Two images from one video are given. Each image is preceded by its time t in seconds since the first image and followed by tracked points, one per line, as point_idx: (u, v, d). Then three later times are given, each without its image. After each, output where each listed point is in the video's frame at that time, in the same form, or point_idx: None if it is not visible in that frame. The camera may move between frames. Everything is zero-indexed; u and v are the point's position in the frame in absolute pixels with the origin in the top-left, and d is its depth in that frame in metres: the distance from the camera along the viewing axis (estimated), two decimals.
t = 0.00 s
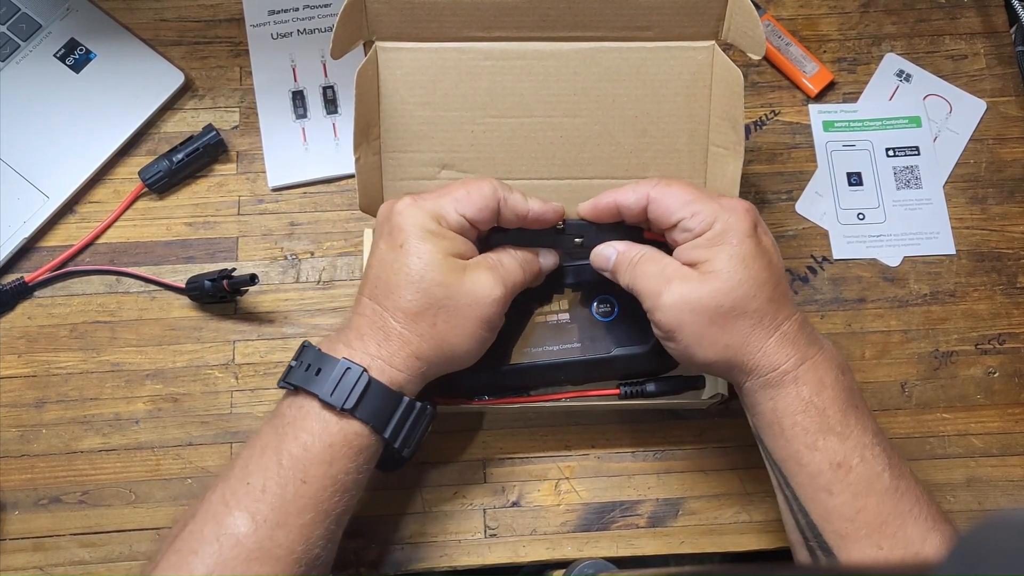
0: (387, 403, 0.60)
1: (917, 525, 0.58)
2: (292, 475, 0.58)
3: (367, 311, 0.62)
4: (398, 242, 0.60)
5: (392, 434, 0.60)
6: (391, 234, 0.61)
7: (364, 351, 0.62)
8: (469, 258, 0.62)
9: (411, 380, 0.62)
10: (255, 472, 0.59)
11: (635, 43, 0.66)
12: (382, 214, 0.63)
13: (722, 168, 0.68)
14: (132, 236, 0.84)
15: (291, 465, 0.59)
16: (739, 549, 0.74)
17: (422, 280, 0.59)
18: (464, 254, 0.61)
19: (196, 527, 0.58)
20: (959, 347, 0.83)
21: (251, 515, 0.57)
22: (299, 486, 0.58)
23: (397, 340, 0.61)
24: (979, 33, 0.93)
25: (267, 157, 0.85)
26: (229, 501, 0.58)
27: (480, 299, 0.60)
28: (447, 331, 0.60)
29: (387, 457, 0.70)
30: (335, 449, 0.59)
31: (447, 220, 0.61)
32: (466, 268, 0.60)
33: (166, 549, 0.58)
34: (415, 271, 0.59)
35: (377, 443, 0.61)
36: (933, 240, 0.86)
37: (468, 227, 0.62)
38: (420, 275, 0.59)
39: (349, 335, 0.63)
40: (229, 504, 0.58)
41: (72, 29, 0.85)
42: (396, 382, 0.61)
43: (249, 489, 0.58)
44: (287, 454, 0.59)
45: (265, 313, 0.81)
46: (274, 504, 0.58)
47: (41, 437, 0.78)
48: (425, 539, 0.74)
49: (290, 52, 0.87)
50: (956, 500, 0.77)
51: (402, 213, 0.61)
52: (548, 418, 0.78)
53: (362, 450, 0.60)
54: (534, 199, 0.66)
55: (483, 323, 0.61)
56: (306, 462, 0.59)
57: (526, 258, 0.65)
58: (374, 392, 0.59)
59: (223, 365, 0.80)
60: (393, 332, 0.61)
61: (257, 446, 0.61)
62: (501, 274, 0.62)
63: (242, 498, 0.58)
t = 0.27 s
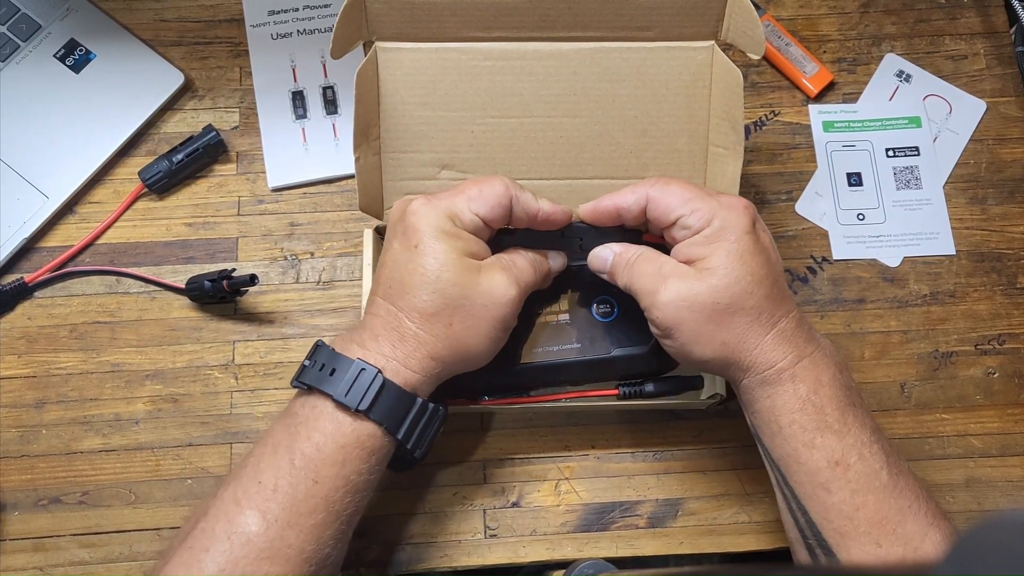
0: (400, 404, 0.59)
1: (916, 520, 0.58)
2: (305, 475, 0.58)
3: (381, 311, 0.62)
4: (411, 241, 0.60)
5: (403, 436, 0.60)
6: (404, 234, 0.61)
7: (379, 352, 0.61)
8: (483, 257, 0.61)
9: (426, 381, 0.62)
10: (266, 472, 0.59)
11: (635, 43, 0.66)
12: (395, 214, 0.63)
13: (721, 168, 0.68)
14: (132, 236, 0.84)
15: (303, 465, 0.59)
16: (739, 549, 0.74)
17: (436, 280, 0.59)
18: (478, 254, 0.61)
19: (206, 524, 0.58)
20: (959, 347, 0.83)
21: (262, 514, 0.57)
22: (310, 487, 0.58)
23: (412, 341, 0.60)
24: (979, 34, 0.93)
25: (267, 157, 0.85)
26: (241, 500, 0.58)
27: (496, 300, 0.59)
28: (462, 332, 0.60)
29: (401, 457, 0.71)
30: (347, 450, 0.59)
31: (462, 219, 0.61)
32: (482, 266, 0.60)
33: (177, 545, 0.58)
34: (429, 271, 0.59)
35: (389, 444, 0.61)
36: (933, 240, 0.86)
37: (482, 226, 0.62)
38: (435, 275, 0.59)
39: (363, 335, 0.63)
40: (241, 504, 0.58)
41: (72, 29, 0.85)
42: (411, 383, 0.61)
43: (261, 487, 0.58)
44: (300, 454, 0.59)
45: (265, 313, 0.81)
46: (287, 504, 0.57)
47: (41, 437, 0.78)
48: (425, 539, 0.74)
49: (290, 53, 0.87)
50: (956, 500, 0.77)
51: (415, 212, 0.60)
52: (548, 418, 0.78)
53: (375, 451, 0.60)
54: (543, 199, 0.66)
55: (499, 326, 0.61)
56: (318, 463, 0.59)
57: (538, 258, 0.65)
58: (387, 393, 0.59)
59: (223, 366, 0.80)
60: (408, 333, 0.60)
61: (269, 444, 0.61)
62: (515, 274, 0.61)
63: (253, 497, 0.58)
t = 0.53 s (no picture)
0: (409, 415, 0.59)
1: (918, 521, 0.58)
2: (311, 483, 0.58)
3: (396, 321, 0.61)
4: (431, 251, 0.59)
5: (410, 447, 0.60)
6: (423, 243, 0.60)
7: (393, 361, 0.61)
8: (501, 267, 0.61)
9: (437, 391, 0.62)
10: (272, 480, 0.59)
11: (635, 43, 0.66)
12: (413, 220, 0.62)
13: (721, 169, 0.68)
14: (132, 236, 0.84)
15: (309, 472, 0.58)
16: (739, 549, 0.74)
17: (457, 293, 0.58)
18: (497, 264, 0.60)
19: (209, 530, 0.57)
20: (959, 347, 0.83)
21: (266, 523, 0.57)
22: (316, 496, 0.58)
23: (428, 353, 0.60)
24: (979, 33, 0.93)
25: (267, 157, 0.85)
26: (245, 507, 0.58)
27: (514, 316, 0.60)
28: (477, 346, 0.60)
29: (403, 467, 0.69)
30: (355, 460, 0.59)
31: (483, 227, 0.60)
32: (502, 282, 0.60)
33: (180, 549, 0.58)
34: (450, 283, 0.58)
35: (397, 455, 0.61)
36: (933, 240, 0.86)
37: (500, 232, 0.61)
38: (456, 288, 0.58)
39: (376, 342, 0.62)
40: (246, 511, 0.58)
41: (72, 29, 0.85)
42: (423, 393, 0.61)
43: (266, 495, 0.58)
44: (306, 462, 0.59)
45: (265, 313, 0.81)
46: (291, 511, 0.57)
47: (40, 437, 0.78)
48: (425, 539, 0.74)
49: (290, 52, 0.87)
50: (956, 499, 0.77)
51: (435, 222, 0.59)
52: (549, 417, 0.78)
53: (381, 462, 0.60)
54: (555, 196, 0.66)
55: (513, 338, 0.61)
56: (324, 473, 0.58)
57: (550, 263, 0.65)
58: (400, 405, 0.59)
59: (223, 365, 0.80)
60: (424, 344, 0.60)
61: (275, 451, 0.60)
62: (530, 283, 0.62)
63: (258, 505, 0.58)
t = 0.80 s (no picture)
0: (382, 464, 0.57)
1: (903, 540, 0.58)
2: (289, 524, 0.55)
3: (358, 354, 0.56)
4: (405, 280, 0.55)
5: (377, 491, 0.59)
6: (394, 270, 0.55)
7: (355, 399, 0.56)
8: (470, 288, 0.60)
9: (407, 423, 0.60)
10: (231, 538, 0.54)
11: (636, 43, 0.66)
12: (370, 244, 0.56)
13: (720, 169, 0.68)
14: (132, 236, 0.84)
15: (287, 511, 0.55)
16: (739, 549, 0.74)
17: (438, 326, 0.56)
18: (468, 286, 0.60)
19: None
20: (959, 347, 0.83)
21: None
22: (281, 554, 0.55)
23: (400, 389, 0.57)
24: (979, 33, 0.93)
25: (267, 157, 0.85)
26: (218, 540, 0.54)
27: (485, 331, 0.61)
28: (450, 375, 0.59)
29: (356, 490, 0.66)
30: (324, 514, 0.56)
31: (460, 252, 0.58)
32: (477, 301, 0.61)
33: None
34: (431, 316, 0.55)
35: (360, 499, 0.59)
36: (933, 240, 0.86)
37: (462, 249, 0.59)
38: (438, 321, 0.56)
39: (330, 377, 0.57)
40: (218, 547, 0.53)
41: (72, 29, 0.85)
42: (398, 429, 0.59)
43: (224, 555, 0.53)
44: (286, 498, 0.55)
45: (265, 313, 0.81)
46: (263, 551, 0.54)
47: (41, 437, 0.78)
48: (425, 539, 0.74)
49: (290, 52, 0.87)
50: (956, 499, 0.77)
51: (410, 250, 0.55)
52: (548, 417, 0.78)
53: (347, 509, 0.58)
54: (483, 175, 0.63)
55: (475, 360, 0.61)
56: (291, 531, 0.55)
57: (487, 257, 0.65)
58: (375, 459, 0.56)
59: (223, 365, 0.80)
60: (396, 380, 0.56)
61: (227, 505, 0.55)
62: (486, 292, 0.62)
63: (216, 567, 0.53)
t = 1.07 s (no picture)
0: (390, 454, 0.59)
1: (891, 547, 0.57)
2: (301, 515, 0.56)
3: (375, 347, 0.58)
4: (426, 277, 0.59)
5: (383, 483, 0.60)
6: (417, 268, 0.59)
7: (367, 394, 0.58)
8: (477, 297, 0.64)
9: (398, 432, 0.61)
10: (242, 529, 0.54)
11: (635, 43, 0.66)
12: (393, 242, 0.60)
13: (719, 167, 0.68)
14: (132, 236, 0.84)
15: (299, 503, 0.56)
16: (739, 549, 0.74)
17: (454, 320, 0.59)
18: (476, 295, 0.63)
19: None
20: (959, 348, 0.83)
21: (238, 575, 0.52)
22: (293, 543, 0.55)
23: (411, 385, 0.59)
24: (979, 33, 0.93)
25: (266, 157, 0.85)
26: (229, 532, 0.54)
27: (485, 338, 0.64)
28: (455, 376, 0.61)
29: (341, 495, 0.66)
30: (334, 504, 0.57)
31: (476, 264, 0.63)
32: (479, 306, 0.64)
33: None
34: (448, 310, 0.59)
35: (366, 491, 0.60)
36: (934, 240, 0.86)
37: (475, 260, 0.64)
38: (454, 316, 0.59)
39: (340, 373, 0.58)
40: (231, 539, 0.53)
41: (72, 29, 0.85)
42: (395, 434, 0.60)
43: (235, 546, 0.53)
44: (298, 489, 0.56)
45: (265, 313, 0.81)
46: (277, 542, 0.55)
47: (40, 437, 0.78)
48: (425, 540, 0.74)
49: (290, 52, 0.87)
50: (956, 500, 0.77)
51: (432, 249, 0.60)
52: (548, 418, 0.78)
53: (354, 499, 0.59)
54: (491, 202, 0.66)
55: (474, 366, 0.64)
56: (302, 520, 0.56)
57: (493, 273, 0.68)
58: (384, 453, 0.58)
59: (223, 366, 0.80)
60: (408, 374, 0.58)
61: (237, 497, 0.55)
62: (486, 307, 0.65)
63: (227, 557, 0.53)
